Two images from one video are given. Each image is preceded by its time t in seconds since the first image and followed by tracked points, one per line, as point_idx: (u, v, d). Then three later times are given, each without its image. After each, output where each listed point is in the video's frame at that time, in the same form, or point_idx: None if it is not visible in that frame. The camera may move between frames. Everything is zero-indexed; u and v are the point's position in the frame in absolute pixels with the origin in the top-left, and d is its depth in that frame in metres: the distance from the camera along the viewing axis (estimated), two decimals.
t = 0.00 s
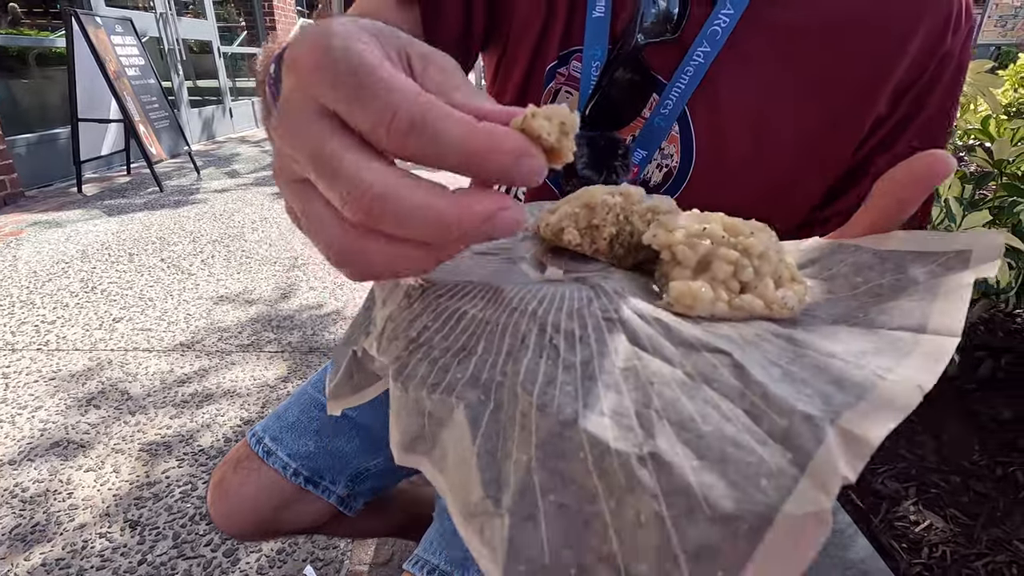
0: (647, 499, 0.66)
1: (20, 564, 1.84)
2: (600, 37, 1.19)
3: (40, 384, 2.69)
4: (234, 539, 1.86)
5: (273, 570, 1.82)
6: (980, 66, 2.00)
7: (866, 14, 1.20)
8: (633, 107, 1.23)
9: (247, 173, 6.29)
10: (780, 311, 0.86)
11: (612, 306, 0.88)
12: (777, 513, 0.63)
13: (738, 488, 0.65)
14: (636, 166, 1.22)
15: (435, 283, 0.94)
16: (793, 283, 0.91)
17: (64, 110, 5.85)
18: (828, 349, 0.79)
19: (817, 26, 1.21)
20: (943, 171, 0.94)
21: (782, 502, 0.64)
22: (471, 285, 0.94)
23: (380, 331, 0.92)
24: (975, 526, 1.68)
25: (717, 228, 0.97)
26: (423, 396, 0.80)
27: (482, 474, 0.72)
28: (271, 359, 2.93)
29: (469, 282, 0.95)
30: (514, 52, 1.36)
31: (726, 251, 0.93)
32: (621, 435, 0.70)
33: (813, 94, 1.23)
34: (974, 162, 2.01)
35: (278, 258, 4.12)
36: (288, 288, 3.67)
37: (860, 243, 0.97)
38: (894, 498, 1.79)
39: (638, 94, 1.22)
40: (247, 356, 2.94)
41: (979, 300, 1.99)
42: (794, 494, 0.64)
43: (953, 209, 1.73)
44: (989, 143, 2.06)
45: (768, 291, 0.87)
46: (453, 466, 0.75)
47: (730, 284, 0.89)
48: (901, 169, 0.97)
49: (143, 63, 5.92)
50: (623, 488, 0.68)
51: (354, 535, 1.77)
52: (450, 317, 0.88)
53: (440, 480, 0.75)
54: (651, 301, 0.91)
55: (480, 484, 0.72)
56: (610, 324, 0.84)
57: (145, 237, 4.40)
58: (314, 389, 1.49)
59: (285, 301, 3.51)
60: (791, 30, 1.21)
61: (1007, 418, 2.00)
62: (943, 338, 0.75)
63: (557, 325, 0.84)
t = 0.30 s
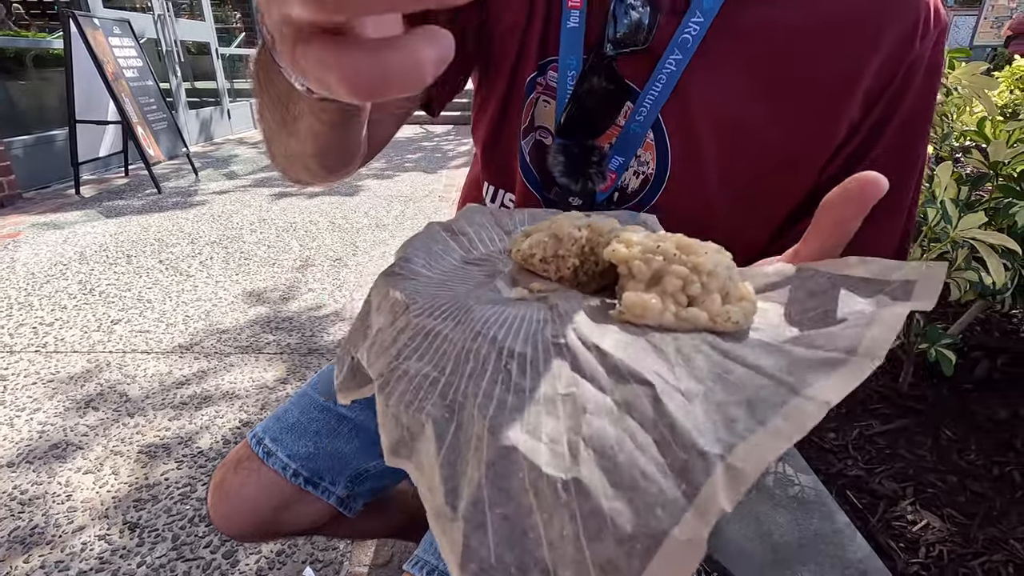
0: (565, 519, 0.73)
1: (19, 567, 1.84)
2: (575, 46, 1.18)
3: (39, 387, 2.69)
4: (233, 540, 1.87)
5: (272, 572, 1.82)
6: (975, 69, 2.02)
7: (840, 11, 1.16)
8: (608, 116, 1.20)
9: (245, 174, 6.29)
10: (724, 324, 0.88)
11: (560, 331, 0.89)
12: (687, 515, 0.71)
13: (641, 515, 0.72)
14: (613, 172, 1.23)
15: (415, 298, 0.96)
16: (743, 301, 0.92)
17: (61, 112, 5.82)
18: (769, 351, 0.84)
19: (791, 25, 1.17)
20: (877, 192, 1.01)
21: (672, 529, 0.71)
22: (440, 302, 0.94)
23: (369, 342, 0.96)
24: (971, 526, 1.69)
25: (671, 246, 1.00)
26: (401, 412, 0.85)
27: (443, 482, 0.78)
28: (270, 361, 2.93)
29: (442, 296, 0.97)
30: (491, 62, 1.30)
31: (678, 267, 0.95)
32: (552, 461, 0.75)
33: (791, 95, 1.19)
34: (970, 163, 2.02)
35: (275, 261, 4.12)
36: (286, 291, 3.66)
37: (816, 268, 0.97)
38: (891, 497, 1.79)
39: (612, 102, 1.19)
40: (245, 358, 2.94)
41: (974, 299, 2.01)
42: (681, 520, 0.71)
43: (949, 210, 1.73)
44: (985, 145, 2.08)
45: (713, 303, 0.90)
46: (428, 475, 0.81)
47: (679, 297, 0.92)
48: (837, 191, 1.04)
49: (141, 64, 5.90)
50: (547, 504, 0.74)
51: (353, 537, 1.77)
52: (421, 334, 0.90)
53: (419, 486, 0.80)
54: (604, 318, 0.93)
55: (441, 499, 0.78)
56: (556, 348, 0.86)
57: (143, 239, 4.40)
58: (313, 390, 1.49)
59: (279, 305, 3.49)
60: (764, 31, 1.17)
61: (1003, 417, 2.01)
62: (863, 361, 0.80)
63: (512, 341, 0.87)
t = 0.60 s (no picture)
0: (546, 528, 0.71)
1: (16, 570, 1.84)
2: (561, 43, 1.17)
3: (37, 389, 2.68)
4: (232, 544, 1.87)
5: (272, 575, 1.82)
6: (974, 71, 2.07)
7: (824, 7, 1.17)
8: (595, 112, 1.21)
9: (243, 176, 6.29)
10: (719, 345, 0.89)
11: (558, 335, 0.89)
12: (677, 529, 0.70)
13: (620, 532, 0.70)
14: (601, 168, 1.22)
15: (411, 285, 0.97)
16: (740, 318, 0.94)
17: (59, 114, 5.82)
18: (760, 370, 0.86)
19: (777, 22, 1.17)
20: (849, 197, 1.05)
21: (654, 550, 0.69)
22: (439, 294, 0.96)
23: (359, 323, 0.95)
24: (971, 527, 1.70)
25: (674, 261, 1.00)
26: (384, 394, 0.83)
27: (422, 476, 0.76)
28: (270, 362, 2.93)
29: (439, 288, 0.98)
30: (480, 61, 1.31)
31: (680, 283, 0.97)
32: (538, 468, 0.74)
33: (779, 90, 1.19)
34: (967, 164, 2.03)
35: (274, 262, 4.12)
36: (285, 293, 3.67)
37: (808, 282, 1.02)
38: (891, 499, 1.79)
39: (599, 98, 1.20)
40: (244, 360, 2.94)
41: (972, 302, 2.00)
42: (661, 545, 0.69)
43: (947, 211, 1.73)
44: (982, 146, 2.09)
45: (711, 323, 0.91)
46: (400, 463, 0.79)
47: (676, 312, 0.93)
48: (809, 198, 1.07)
49: (139, 66, 5.90)
50: (531, 512, 0.72)
51: (353, 542, 1.77)
52: (416, 324, 0.90)
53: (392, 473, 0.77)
54: (603, 323, 0.95)
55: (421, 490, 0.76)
56: (552, 353, 0.86)
57: (141, 241, 4.40)
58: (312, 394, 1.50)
59: (276, 308, 3.48)
60: (750, 26, 1.18)
61: (1002, 418, 2.01)
62: (853, 394, 0.79)
63: (508, 343, 0.87)
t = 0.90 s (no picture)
0: (546, 510, 0.71)
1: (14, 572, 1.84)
2: (555, 41, 1.18)
3: (35, 392, 2.68)
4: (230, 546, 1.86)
5: None
6: (971, 73, 2.07)
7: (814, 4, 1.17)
8: (588, 108, 1.21)
9: (242, 177, 6.29)
10: (712, 339, 0.88)
11: (553, 322, 0.88)
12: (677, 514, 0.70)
13: (621, 512, 0.71)
14: (595, 163, 1.22)
15: (402, 274, 0.97)
16: (733, 312, 0.92)
17: (58, 115, 5.83)
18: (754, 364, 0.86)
19: (764, 19, 1.17)
20: (835, 182, 1.04)
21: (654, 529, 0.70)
22: (430, 284, 0.95)
23: (347, 313, 0.96)
24: (968, 528, 1.69)
25: (671, 253, 0.96)
26: (374, 383, 0.84)
27: (416, 464, 0.76)
28: (267, 365, 2.92)
29: (429, 276, 0.98)
30: (474, 60, 1.32)
31: (675, 275, 0.93)
32: (536, 451, 0.74)
33: (767, 86, 1.19)
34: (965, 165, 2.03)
35: (273, 263, 4.12)
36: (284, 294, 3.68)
37: (799, 270, 1.02)
38: (889, 499, 1.79)
39: (592, 94, 1.20)
40: (242, 362, 2.94)
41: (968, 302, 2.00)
42: (663, 524, 0.70)
43: (943, 213, 1.73)
44: (979, 147, 2.09)
45: (704, 317, 0.89)
46: (392, 452, 0.79)
47: (670, 306, 0.90)
48: (796, 184, 1.07)
49: (138, 68, 5.90)
50: (529, 496, 0.72)
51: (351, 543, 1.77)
52: (406, 310, 0.91)
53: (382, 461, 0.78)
54: (596, 313, 0.93)
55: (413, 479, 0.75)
56: (549, 342, 0.85)
57: (140, 242, 4.40)
58: (311, 396, 1.51)
59: (273, 309, 3.48)
60: (739, 22, 1.18)
61: (999, 419, 2.01)
62: (842, 391, 0.80)
63: (500, 328, 0.86)
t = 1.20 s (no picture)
0: (647, 468, 0.75)
1: None
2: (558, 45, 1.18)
3: (34, 395, 2.68)
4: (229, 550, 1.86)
5: None
6: (968, 76, 2.07)
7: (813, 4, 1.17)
8: (591, 108, 1.23)
9: (242, 181, 6.30)
10: (745, 339, 0.92)
11: (599, 316, 0.93)
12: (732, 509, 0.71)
13: (727, 457, 0.74)
14: (599, 164, 1.20)
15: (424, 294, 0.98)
16: (759, 311, 0.96)
17: (58, 119, 5.84)
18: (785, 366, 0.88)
19: (763, 19, 1.17)
20: (840, 184, 1.04)
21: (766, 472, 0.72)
22: (457, 298, 0.98)
23: (363, 340, 0.95)
24: (968, 530, 1.69)
25: (697, 257, 1.02)
26: (410, 392, 0.85)
27: (490, 447, 0.77)
28: (267, 368, 2.92)
29: (467, 295, 0.99)
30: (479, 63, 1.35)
31: (704, 277, 0.98)
32: (618, 417, 0.78)
33: (766, 86, 1.20)
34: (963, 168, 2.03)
35: (272, 267, 4.13)
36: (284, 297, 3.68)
37: (807, 267, 1.05)
38: (888, 502, 1.80)
39: (595, 95, 1.22)
40: (241, 365, 2.94)
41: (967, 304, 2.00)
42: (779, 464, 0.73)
43: (941, 216, 1.74)
44: (976, 150, 2.09)
45: (736, 317, 0.93)
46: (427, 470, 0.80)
47: (702, 308, 0.95)
48: (802, 185, 1.07)
49: (138, 72, 5.91)
50: (621, 461, 0.76)
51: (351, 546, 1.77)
52: (435, 325, 0.92)
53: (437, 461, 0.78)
54: (631, 318, 0.96)
55: (478, 470, 0.75)
56: (600, 332, 0.90)
57: (140, 246, 4.40)
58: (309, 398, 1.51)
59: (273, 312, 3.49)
60: (738, 23, 1.18)
61: (998, 422, 2.01)
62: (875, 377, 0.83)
63: (546, 321, 0.91)
